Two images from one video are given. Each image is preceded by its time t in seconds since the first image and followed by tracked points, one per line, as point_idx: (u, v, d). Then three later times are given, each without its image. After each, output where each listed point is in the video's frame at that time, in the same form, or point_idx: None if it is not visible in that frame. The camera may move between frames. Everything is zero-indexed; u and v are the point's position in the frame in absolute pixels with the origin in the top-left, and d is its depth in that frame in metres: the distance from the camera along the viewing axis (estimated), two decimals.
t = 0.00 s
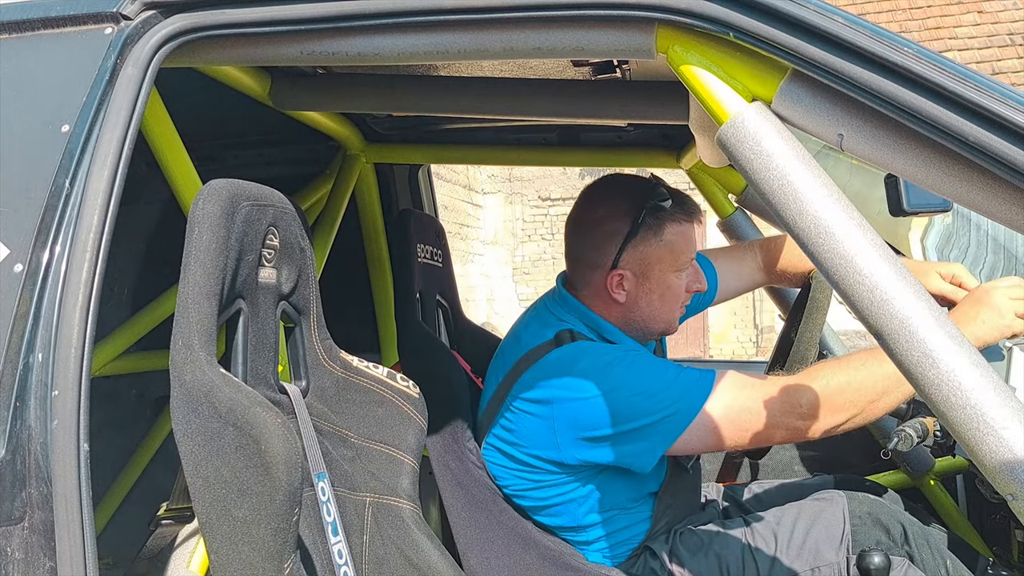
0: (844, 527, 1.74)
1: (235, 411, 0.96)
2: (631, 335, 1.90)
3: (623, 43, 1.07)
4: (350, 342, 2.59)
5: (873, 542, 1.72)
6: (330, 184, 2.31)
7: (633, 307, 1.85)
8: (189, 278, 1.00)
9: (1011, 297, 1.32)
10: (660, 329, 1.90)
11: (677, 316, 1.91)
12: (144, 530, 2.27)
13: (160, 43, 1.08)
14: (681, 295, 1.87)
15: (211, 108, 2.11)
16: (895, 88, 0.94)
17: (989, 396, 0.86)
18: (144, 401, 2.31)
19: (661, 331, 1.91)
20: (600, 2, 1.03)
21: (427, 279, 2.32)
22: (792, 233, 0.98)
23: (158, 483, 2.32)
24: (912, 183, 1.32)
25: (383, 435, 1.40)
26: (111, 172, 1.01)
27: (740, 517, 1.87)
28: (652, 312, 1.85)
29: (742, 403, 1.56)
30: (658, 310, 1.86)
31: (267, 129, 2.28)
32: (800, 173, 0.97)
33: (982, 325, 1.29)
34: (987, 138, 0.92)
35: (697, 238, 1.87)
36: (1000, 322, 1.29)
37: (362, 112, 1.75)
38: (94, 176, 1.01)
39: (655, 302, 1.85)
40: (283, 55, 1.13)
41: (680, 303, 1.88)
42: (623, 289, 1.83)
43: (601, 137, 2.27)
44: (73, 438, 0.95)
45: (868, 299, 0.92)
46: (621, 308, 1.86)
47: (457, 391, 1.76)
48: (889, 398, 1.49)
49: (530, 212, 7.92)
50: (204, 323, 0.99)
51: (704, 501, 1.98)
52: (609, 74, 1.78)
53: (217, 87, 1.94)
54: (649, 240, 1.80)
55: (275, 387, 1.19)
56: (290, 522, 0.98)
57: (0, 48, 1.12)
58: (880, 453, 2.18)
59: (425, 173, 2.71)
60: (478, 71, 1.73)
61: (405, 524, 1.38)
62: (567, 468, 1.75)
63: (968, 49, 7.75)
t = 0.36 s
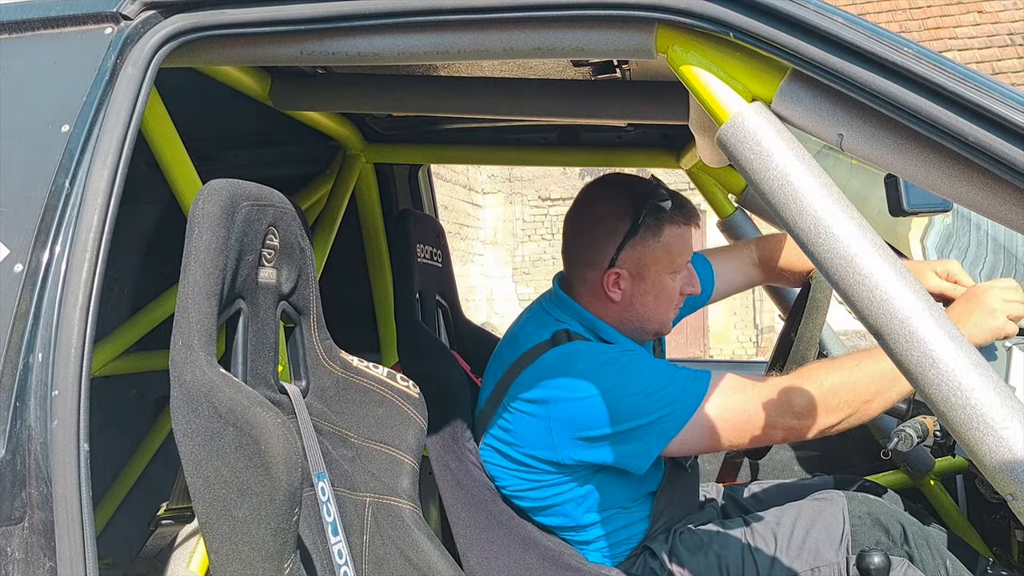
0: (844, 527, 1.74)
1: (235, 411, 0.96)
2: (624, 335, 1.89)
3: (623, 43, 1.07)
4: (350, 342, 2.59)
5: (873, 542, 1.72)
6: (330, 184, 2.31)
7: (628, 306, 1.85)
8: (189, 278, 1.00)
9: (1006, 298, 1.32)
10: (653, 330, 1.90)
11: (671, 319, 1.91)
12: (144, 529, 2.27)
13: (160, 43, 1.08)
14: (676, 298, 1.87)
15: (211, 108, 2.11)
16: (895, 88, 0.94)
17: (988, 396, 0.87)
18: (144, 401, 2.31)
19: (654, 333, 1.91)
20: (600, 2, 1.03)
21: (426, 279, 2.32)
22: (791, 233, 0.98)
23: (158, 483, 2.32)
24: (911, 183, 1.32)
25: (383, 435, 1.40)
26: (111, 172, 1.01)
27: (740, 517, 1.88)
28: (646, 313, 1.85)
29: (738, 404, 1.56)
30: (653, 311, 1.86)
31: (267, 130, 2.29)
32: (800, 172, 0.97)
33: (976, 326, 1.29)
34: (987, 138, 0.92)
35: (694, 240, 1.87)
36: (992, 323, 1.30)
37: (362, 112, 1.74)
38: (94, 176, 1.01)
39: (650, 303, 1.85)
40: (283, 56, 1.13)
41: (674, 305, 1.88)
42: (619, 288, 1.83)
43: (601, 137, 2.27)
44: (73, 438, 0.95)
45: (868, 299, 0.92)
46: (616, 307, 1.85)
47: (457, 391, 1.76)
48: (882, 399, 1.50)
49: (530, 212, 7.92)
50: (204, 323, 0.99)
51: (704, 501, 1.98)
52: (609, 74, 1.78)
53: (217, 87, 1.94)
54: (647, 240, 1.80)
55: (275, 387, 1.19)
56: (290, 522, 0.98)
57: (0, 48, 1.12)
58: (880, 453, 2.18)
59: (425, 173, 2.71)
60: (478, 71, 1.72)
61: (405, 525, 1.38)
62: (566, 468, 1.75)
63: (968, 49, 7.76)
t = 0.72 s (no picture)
0: (844, 527, 1.74)
1: (235, 411, 0.96)
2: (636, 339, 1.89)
3: (623, 43, 1.07)
4: (350, 342, 2.59)
5: (873, 542, 1.72)
6: (330, 184, 2.31)
7: (643, 310, 1.85)
8: (189, 278, 1.00)
9: (1004, 293, 1.32)
10: (664, 335, 1.90)
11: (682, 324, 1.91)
12: (144, 529, 2.27)
13: (160, 43, 1.08)
14: (690, 302, 1.88)
15: (211, 108, 2.11)
16: (895, 88, 0.94)
17: (988, 396, 0.87)
18: (144, 401, 2.32)
19: (664, 338, 1.92)
20: (600, 2, 1.03)
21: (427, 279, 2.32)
22: (792, 233, 0.98)
23: (158, 483, 2.32)
24: (911, 183, 1.32)
25: (383, 435, 1.40)
26: (111, 172, 1.01)
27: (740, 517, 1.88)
28: (661, 317, 1.86)
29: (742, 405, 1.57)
30: (667, 316, 1.86)
31: (267, 130, 2.29)
32: (800, 173, 0.97)
33: (978, 324, 1.29)
34: (987, 138, 0.92)
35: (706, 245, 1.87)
36: (995, 319, 1.30)
37: (362, 112, 1.75)
38: (94, 176, 1.01)
39: (665, 307, 1.85)
40: (283, 56, 1.13)
41: (688, 310, 1.89)
42: (636, 292, 1.83)
43: (601, 138, 2.27)
44: (73, 438, 0.95)
45: (868, 299, 0.92)
46: (632, 311, 1.85)
47: (458, 391, 1.76)
48: (890, 399, 1.51)
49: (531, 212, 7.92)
50: (204, 323, 0.99)
51: (704, 501, 1.98)
52: (609, 74, 1.78)
53: (218, 87, 1.94)
54: (666, 244, 1.80)
55: (275, 387, 1.19)
56: (290, 522, 0.99)
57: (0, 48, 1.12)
58: (880, 453, 2.18)
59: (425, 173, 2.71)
60: (478, 71, 1.72)
61: (405, 525, 1.38)
62: (569, 468, 1.75)
63: (968, 49, 7.75)
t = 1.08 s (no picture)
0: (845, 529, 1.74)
1: (235, 411, 0.96)
2: (622, 328, 1.88)
3: (623, 43, 1.07)
4: (350, 342, 2.59)
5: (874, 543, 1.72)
6: (330, 184, 2.31)
7: (625, 297, 1.83)
8: (189, 278, 1.00)
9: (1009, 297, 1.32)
10: (651, 321, 1.88)
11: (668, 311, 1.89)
12: (144, 530, 2.27)
13: (160, 43, 1.08)
14: (673, 289, 1.86)
15: (212, 108, 2.11)
16: (895, 88, 0.94)
17: (988, 396, 0.87)
18: (144, 401, 2.31)
19: (650, 325, 1.90)
20: (600, 2, 1.03)
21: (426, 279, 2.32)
22: (792, 233, 0.98)
23: (158, 483, 2.31)
24: (911, 183, 1.32)
25: (383, 435, 1.39)
26: (111, 172, 1.01)
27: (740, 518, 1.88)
28: (643, 304, 1.84)
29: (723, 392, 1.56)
30: (650, 302, 1.84)
31: (267, 130, 2.29)
32: (800, 173, 0.97)
33: (978, 324, 1.29)
34: (987, 138, 0.92)
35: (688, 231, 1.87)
36: (996, 322, 1.30)
37: (362, 112, 1.75)
38: (94, 176, 1.01)
39: (647, 294, 1.84)
40: (283, 56, 1.13)
41: (672, 297, 1.87)
42: (617, 278, 1.82)
43: (601, 137, 2.27)
44: (73, 438, 0.95)
45: (868, 299, 0.92)
46: (614, 298, 1.84)
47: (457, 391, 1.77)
48: (874, 388, 1.45)
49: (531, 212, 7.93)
50: (204, 323, 0.99)
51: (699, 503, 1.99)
52: (609, 74, 1.78)
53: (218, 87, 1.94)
54: (644, 229, 1.80)
55: (275, 387, 1.19)
56: (290, 522, 0.99)
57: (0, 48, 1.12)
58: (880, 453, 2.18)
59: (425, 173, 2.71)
60: (478, 71, 1.72)
61: (405, 525, 1.38)
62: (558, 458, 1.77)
63: (968, 49, 7.75)
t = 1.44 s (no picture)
0: (844, 531, 1.73)
1: (235, 412, 0.96)
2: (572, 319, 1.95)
3: (623, 43, 1.07)
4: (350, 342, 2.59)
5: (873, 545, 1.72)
6: (330, 184, 2.31)
7: (570, 287, 1.92)
8: (189, 278, 1.00)
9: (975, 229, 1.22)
10: (597, 312, 1.95)
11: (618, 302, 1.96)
12: (145, 530, 2.27)
13: (160, 43, 1.08)
14: (618, 281, 1.94)
15: (212, 108, 2.11)
16: (895, 88, 0.94)
17: (989, 396, 0.87)
18: (144, 401, 2.31)
19: (602, 317, 1.97)
20: (599, 2, 1.03)
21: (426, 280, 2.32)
22: (792, 233, 0.98)
23: (158, 484, 2.31)
24: (911, 183, 1.31)
25: (383, 435, 1.39)
26: (111, 172, 1.01)
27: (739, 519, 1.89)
28: (588, 292, 1.91)
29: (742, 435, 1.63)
30: (595, 291, 1.92)
31: (267, 130, 2.29)
32: (799, 172, 0.97)
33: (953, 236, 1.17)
34: (986, 138, 0.92)
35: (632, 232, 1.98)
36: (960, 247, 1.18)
37: (362, 112, 1.75)
38: (94, 176, 1.01)
39: (591, 283, 1.92)
40: (283, 56, 1.13)
41: (618, 288, 1.94)
42: (562, 267, 1.92)
43: (601, 137, 2.27)
44: (73, 438, 0.95)
45: (868, 299, 0.92)
46: (561, 287, 1.93)
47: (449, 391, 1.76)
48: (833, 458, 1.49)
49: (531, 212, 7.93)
50: (204, 323, 0.99)
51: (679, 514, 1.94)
52: (609, 73, 1.78)
53: (218, 87, 1.94)
54: (585, 221, 1.91)
55: (275, 387, 1.19)
56: (290, 522, 0.99)
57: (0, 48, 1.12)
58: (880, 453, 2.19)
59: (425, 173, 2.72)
60: (478, 71, 1.72)
61: (405, 525, 1.38)
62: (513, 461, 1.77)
63: (968, 49, 7.75)
